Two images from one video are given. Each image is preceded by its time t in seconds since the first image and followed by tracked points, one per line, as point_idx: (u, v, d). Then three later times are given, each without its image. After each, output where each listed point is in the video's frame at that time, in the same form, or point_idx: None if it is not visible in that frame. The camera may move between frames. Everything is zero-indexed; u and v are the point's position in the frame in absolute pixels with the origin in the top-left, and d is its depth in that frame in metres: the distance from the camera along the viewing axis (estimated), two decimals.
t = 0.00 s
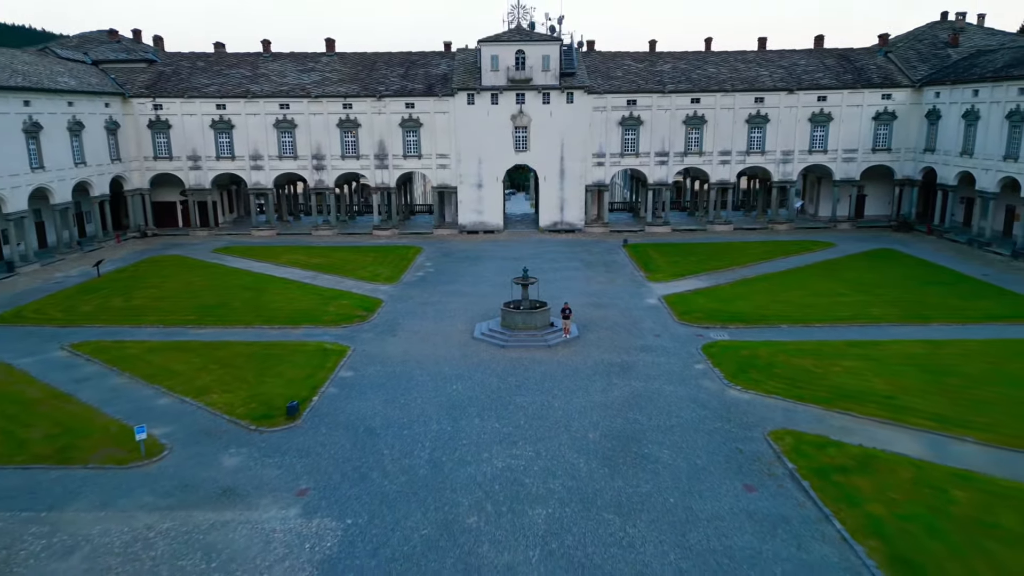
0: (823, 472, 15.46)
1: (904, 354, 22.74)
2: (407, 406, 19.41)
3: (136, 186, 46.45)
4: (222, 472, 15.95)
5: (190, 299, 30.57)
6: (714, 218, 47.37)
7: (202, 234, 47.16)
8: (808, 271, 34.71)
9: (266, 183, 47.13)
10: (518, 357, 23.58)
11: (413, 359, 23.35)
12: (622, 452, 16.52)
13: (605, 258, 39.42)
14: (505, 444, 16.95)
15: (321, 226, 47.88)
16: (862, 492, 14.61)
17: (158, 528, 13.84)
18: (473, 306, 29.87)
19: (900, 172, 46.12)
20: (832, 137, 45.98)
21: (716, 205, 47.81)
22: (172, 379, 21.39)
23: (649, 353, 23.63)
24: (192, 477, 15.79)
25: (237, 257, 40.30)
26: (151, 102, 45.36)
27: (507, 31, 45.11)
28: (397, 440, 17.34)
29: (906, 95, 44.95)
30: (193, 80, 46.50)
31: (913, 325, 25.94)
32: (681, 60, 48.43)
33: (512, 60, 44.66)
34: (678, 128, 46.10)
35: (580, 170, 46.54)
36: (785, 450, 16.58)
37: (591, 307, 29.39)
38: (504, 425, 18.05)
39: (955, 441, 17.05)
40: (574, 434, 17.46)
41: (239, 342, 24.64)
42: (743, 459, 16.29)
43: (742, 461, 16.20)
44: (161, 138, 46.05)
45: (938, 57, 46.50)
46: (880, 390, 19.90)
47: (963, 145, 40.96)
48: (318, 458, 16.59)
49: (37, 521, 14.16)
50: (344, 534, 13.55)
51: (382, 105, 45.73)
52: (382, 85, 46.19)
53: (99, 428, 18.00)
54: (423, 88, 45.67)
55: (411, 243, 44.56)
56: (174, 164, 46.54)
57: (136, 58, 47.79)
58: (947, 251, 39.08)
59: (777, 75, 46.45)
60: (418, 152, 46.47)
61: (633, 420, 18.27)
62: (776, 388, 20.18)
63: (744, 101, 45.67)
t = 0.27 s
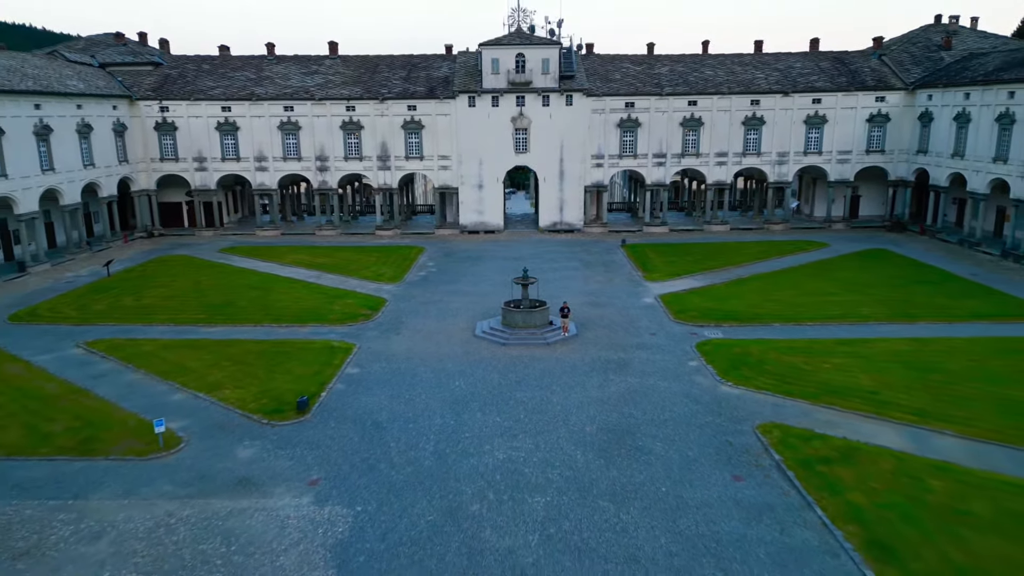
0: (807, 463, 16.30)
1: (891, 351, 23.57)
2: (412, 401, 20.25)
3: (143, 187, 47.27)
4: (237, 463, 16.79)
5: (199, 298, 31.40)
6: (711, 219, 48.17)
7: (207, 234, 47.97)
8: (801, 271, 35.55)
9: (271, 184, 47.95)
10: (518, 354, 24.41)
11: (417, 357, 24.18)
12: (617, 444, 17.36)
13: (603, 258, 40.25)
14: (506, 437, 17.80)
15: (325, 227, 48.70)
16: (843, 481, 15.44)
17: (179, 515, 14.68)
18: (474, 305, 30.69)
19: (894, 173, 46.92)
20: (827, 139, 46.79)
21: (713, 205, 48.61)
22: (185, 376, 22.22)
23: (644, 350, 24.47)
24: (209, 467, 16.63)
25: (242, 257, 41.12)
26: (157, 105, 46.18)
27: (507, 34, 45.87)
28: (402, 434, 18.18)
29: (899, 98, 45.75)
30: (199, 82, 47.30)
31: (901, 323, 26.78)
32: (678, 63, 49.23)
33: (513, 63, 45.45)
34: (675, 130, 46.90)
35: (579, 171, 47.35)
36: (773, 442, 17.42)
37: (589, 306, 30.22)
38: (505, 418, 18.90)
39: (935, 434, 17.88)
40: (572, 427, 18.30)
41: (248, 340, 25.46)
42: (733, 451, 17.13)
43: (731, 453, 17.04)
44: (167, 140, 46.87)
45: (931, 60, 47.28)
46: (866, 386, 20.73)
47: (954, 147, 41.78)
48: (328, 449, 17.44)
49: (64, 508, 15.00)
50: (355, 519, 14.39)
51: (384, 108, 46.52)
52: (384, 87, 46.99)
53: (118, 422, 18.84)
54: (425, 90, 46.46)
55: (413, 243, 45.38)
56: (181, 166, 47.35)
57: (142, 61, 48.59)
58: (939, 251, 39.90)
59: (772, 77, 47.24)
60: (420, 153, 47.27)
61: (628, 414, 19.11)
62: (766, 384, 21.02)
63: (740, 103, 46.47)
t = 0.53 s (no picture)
0: (793, 454, 17.14)
1: (878, 349, 24.41)
2: (416, 396, 21.12)
3: (150, 188, 48.12)
4: (251, 455, 17.64)
5: (207, 298, 32.27)
6: (708, 219, 49.00)
7: (213, 234, 48.81)
8: (794, 270, 36.41)
9: (275, 185, 48.79)
10: (518, 351, 25.27)
11: (421, 354, 25.04)
12: (613, 437, 18.21)
13: (602, 258, 41.09)
14: (506, 430, 18.64)
15: (328, 227, 49.56)
16: (826, 471, 16.28)
17: (198, 503, 15.53)
18: (475, 304, 31.55)
19: (888, 174, 47.74)
20: (822, 140, 47.61)
21: (710, 206, 49.44)
22: (198, 372, 23.09)
23: (641, 347, 25.32)
24: (225, 459, 17.49)
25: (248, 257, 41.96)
26: (164, 107, 47.03)
27: (508, 38, 46.68)
28: (408, 427, 19.04)
29: (892, 100, 46.56)
30: (205, 85, 48.14)
31: (890, 322, 27.62)
32: (676, 65, 50.05)
33: (513, 66, 46.27)
34: (673, 131, 47.72)
35: (578, 172, 48.18)
36: (761, 435, 18.26)
37: (587, 305, 31.08)
38: (505, 413, 19.75)
39: (916, 427, 18.71)
40: (569, 421, 19.15)
41: (258, 338, 26.33)
42: (722, 443, 17.97)
43: (721, 445, 17.89)
44: (173, 142, 47.72)
45: (925, 62, 48.07)
46: (852, 382, 21.57)
47: (946, 149, 42.60)
48: (337, 442, 18.29)
49: (89, 497, 15.85)
50: (364, 507, 15.24)
51: (387, 110, 47.35)
52: (387, 90, 47.81)
53: (136, 416, 19.70)
54: (427, 93, 47.29)
55: (415, 243, 46.22)
56: (187, 167, 48.20)
57: (148, 64, 49.44)
58: (931, 251, 40.72)
59: (768, 80, 48.06)
60: (422, 155, 48.11)
61: (624, 409, 19.96)
62: (756, 380, 21.88)
63: (736, 105, 47.30)
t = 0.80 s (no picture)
0: (779, 446, 18.02)
1: (866, 346, 25.29)
2: (420, 392, 22.00)
3: (156, 189, 48.98)
4: (263, 447, 18.53)
5: (216, 297, 33.15)
6: (705, 219, 49.85)
7: (218, 234, 49.66)
8: (788, 270, 37.28)
9: (280, 186, 49.65)
10: (518, 349, 26.15)
11: (424, 351, 25.92)
12: (609, 430, 19.09)
13: (601, 257, 41.94)
14: (507, 424, 19.52)
15: (332, 227, 50.43)
16: (811, 462, 17.14)
17: (215, 491, 16.41)
18: (477, 303, 32.43)
19: (881, 175, 48.59)
20: (817, 142, 48.45)
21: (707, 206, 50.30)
22: (209, 369, 23.97)
23: (636, 345, 26.21)
24: (239, 450, 18.37)
25: (253, 256, 42.83)
26: (171, 109, 47.91)
27: (508, 41, 47.51)
28: (413, 421, 19.93)
29: (886, 102, 47.41)
30: (210, 88, 49.01)
31: (879, 320, 28.49)
32: (674, 68, 50.91)
33: (513, 69, 47.12)
34: (670, 133, 48.58)
35: (577, 173, 49.04)
36: (750, 428, 19.14)
37: (586, 304, 31.95)
38: (506, 407, 20.64)
39: (899, 421, 19.56)
40: (567, 415, 20.03)
41: (266, 336, 27.21)
42: (713, 435, 18.86)
43: (712, 437, 18.77)
44: (180, 143, 48.60)
45: (918, 65, 48.91)
46: (839, 378, 22.45)
47: (938, 151, 43.44)
48: (345, 434, 19.17)
49: (112, 486, 16.72)
50: (372, 495, 16.12)
51: (390, 112, 48.19)
52: (389, 92, 48.66)
53: (153, 410, 20.59)
54: (429, 95, 48.14)
55: (417, 243, 47.08)
56: (193, 168, 49.07)
57: (155, 66, 50.32)
58: (922, 251, 41.58)
59: (764, 83, 48.91)
60: (424, 156, 48.95)
61: (619, 404, 20.84)
62: (747, 376, 22.76)
63: (733, 108, 48.15)
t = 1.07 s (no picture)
0: (767, 438, 18.90)
1: (854, 344, 26.17)
2: (424, 387, 22.90)
3: (163, 190, 49.88)
4: (276, 439, 19.43)
5: (224, 296, 34.05)
6: (702, 219, 50.73)
7: (224, 234, 50.55)
8: (782, 269, 38.16)
9: (284, 187, 50.53)
10: (518, 346, 27.04)
11: (427, 348, 26.82)
12: (605, 424, 19.98)
13: (599, 257, 42.81)
14: (508, 418, 20.40)
15: (335, 227, 51.33)
16: (796, 454, 18.03)
17: (231, 481, 17.31)
18: (478, 301, 33.33)
19: (875, 176, 49.46)
20: (812, 143, 49.31)
21: (704, 207, 51.17)
22: (221, 365, 24.87)
23: (633, 342, 27.09)
24: (252, 442, 19.27)
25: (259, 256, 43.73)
26: (177, 112, 48.80)
27: (508, 44, 48.36)
28: (417, 415, 20.83)
29: (880, 105, 48.27)
30: (216, 90, 49.89)
31: (868, 319, 29.36)
32: (671, 71, 51.77)
33: (513, 72, 47.97)
34: (668, 135, 49.44)
35: (576, 175, 49.92)
36: (740, 421, 20.03)
37: (584, 303, 32.84)
38: (506, 402, 21.53)
39: (882, 415, 20.44)
40: (565, 409, 20.93)
41: (274, 333, 28.11)
42: (705, 428, 19.75)
43: (703, 430, 19.66)
44: (186, 145, 49.49)
45: (911, 68, 49.75)
46: (827, 374, 23.34)
47: (930, 153, 44.30)
48: (353, 428, 20.07)
49: (133, 475, 17.61)
50: (380, 484, 17.04)
51: (392, 114, 49.05)
52: (392, 95, 49.53)
53: (168, 405, 21.49)
54: (430, 98, 49.01)
55: (419, 243, 47.97)
56: (199, 169, 49.95)
57: (161, 69, 51.19)
58: (914, 251, 42.45)
59: (760, 85, 49.77)
60: (426, 157, 49.82)
61: (615, 399, 21.73)
62: (738, 372, 23.66)
63: (729, 110, 49.00)
